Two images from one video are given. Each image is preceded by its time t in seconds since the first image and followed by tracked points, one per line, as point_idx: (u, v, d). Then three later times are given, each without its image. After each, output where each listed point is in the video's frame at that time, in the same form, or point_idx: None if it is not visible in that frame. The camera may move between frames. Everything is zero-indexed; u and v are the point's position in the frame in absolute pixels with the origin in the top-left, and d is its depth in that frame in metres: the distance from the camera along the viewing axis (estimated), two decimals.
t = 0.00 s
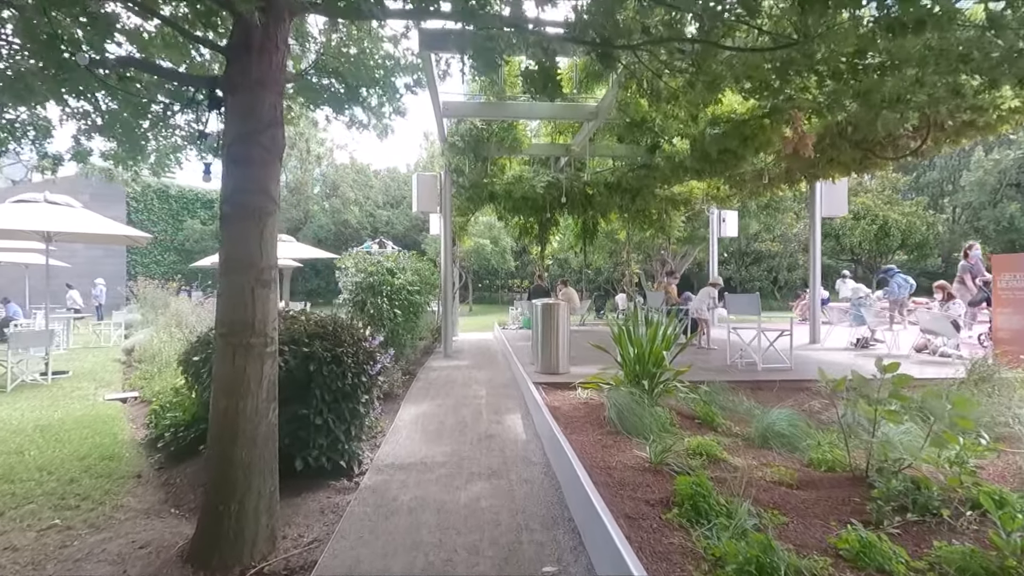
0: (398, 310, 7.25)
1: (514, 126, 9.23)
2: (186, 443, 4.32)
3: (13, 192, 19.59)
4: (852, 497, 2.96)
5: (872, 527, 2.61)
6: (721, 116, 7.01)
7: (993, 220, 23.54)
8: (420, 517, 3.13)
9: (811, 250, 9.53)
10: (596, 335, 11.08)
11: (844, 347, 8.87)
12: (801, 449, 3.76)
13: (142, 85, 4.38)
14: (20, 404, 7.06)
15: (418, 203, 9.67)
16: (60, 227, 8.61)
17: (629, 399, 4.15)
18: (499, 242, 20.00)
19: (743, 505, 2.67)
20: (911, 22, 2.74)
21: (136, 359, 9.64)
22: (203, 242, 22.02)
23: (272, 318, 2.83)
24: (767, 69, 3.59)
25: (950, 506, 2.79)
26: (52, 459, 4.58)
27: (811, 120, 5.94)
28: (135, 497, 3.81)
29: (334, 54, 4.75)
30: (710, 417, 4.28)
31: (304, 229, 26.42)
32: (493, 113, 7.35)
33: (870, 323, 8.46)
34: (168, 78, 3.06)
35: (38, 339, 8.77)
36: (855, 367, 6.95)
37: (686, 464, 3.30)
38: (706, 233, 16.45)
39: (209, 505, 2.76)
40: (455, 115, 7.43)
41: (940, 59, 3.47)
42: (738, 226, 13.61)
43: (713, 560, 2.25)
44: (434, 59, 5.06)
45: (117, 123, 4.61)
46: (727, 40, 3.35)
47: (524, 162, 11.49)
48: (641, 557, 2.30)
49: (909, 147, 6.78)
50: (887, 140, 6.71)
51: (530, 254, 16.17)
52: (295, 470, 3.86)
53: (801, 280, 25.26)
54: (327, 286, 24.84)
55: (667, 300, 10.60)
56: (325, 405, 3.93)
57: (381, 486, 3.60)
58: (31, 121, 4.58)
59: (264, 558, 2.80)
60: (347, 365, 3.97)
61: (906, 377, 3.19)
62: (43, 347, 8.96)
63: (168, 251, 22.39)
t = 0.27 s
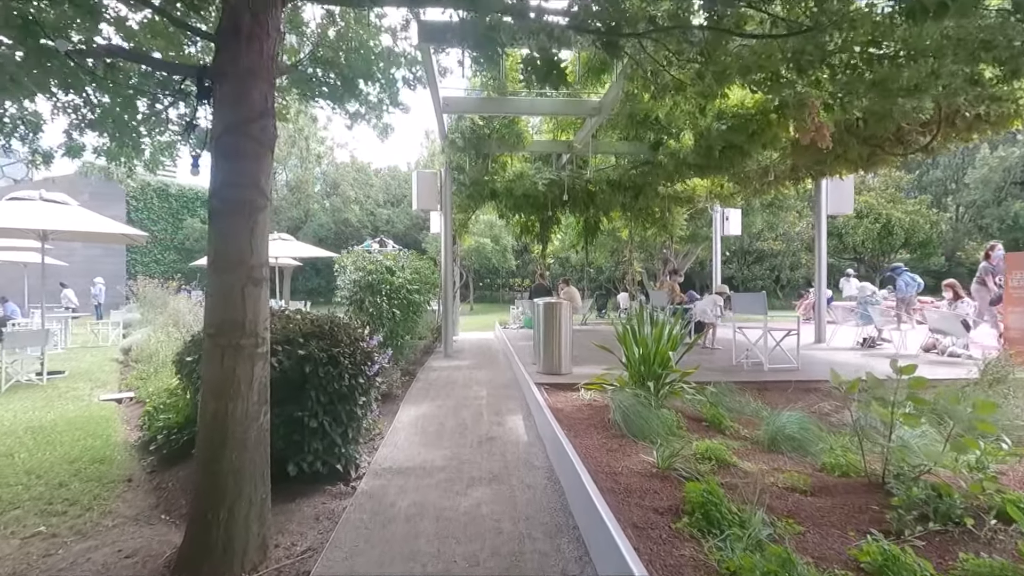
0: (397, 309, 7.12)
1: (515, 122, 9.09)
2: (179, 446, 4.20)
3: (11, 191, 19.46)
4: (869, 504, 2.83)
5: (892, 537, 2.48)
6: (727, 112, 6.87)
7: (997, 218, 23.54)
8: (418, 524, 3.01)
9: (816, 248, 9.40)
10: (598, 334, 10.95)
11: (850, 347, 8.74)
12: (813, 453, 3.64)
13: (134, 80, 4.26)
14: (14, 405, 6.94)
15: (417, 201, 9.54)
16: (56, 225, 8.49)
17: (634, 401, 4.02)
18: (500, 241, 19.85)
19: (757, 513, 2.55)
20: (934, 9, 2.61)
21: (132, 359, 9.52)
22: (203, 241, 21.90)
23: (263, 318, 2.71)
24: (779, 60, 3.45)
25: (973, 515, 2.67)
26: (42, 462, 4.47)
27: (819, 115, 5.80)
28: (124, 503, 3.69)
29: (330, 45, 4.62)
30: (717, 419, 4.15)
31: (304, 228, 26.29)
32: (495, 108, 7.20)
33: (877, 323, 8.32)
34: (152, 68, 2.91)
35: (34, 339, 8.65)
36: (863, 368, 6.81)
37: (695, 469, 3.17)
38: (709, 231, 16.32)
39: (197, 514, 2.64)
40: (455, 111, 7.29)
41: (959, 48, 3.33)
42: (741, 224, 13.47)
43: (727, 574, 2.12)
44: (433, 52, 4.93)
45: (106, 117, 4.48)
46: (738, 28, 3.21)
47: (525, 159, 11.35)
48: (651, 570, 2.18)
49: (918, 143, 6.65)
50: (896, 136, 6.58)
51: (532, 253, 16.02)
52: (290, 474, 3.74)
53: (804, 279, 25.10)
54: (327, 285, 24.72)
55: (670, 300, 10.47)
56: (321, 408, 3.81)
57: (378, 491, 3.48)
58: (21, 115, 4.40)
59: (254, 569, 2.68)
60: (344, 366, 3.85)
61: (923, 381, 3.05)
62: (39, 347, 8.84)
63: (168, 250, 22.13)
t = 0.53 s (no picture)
0: (397, 308, 7.01)
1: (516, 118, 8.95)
2: (172, 449, 4.09)
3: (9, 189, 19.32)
4: (885, 511, 2.72)
5: (912, 547, 2.37)
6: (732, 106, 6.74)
7: (1000, 215, 23.51)
8: (417, 531, 2.90)
9: (821, 246, 9.28)
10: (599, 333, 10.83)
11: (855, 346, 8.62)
12: (825, 457, 3.52)
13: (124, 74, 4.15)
14: (7, 406, 6.82)
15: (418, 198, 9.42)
16: (52, 222, 8.38)
17: (639, 403, 3.91)
18: (501, 239, 19.72)
19: (770, 522, 2.44)
20: None
21: (129, 358, 9.39)
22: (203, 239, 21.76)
23: (255, 318, 2.60)
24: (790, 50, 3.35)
25: (995, 523, 2.56)
26: (32, 465, 4.35)
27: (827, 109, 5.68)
28: (114, 507, 3.57)
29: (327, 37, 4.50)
30: (724, 421, 4.04)
31: (304, 227, 26.17)
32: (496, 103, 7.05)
33: (883, 322, 8.20)
34: (137, 57, 2.78)
35: (29, 338, 8.54)
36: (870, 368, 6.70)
37: (703, 474, 3.06)
38: (710, 230, 16.21)
39: (185, 522, 2.53)
40: (454, 106, 7.13)
41: (978, 36, 3.21)
42: (744, 222, 13.35)
43: None
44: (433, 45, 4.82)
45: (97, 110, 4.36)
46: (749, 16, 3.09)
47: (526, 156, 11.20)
48: None
49: (928, 139, 6.52)
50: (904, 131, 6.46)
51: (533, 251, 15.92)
52: (285, 478, 3.63)
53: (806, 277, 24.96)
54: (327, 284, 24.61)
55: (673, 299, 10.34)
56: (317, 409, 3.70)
57: (375, 496, 3.37)
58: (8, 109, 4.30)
59: None
60: (341, 366, 3.74)
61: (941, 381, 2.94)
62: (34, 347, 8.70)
63: (168, 249, 21.75)
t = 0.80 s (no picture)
0: (396, 308, 6.88)
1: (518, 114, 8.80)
2: (164, 454, 3.96)
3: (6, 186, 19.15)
4: (907, 524, 2.60)
5: (940, 565, 2.24)
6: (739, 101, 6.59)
7: (1004, 213, 23.40)
8: (417, 544, 2.77)
9: (827, 244, 9.13)
10: (601, 333, 10.70)
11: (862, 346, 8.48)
12: (840, 464, 3.40)
13: (114, 67, 4.02)
14: None
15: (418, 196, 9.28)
16: (46, 220, 8.24)
17: (647, 407, 3.78)
18: (501, 237, 19.59)
19: (790, 537, 2.31)
20: None
21: (124, 358, 9.26)
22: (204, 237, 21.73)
23: (245, 320, 2.46)
24: (806, 44, 3.21)
25: None
26: (20, 470, 4.22)
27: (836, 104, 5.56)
28: (102, 516, 3.44)
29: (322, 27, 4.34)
30: (734, 425, 3.91)
31: (303, 225, 26.03)
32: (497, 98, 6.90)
33: (891, 321, 8.07)
34: (120, 44, 2.64)
35: (23, 338, 8.40)
36: (879, 369, 6.57)
37: (715, 483, 2.93)
38: (713, 228, 16.08)
39: (171, 536, 2.40)
40: (455, 102, 7.01)
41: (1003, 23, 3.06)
42: (748, 221, 13.22)
43: None
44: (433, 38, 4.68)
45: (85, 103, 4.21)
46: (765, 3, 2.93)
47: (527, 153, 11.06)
48: None
49: (939, 135, 6.37)
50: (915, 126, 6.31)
51: (534, 249, 15.77)
52: (278, 485, 3.50)
53: (808, 276, 24.83)
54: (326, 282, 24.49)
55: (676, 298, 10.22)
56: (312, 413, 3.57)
57: (373, 504, 3.24)
58: None
59: None
60: (337, 368, 3.61)
61: (967, 387, 2.80)
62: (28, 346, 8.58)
63: (168, 247, 21.63)
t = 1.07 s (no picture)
0: (396, 308, 6.75)
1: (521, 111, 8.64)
2: (157, 462, 3.84)
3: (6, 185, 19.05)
4: (936, 541, 2.49)
5: None
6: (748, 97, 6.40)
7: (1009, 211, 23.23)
8: (418, 560, 2.65)
9: (835, 243, 8.98)
10: (605, 333, 10.58)
11: (871, 347, 8.34)
12: (858, 473, 3.27)
13: (104, 61, 3.88)
14: None
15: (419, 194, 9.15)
16: (42, 219, 8.12)
17: (656, 414, 3.65)
18: (503, 236, 19.45)
19: (815, 557, 2.18)
20: None
21: (123, 358, 9.14)
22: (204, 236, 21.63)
23: (237, 327, 2.33)
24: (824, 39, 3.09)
25: None
26: (10, 477, 4.10)
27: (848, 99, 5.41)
28: (92, 527, 3.32)
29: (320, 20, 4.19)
30: (746, 432, 3.78)
31: (304, 223, 25.92)
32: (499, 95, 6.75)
33: (900, 322, 7.93)
34: (103, 35, 2.50)
35: (19, 338, 8.29)
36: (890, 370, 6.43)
37: (730, 496, 2.80)
38: (716, 226, 15.93)
39: (158, 555, 2.27)
40: (457, 98, 6.89)
41: None
42: (753, 219, 13.06)
43: None
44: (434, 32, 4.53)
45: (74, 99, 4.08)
46: None
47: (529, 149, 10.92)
48: None
49: (953, 132, 6.21)
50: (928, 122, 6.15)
51: (536, 248, 15.64)
52: (274, 496, 3.38)
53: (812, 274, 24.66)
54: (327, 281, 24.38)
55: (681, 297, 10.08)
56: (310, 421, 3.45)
57: (373, 516, 3.12)
58: None
59: None
60: (335, 374, 3.49)
61: (995, 395, 2.66)
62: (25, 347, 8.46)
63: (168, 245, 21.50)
